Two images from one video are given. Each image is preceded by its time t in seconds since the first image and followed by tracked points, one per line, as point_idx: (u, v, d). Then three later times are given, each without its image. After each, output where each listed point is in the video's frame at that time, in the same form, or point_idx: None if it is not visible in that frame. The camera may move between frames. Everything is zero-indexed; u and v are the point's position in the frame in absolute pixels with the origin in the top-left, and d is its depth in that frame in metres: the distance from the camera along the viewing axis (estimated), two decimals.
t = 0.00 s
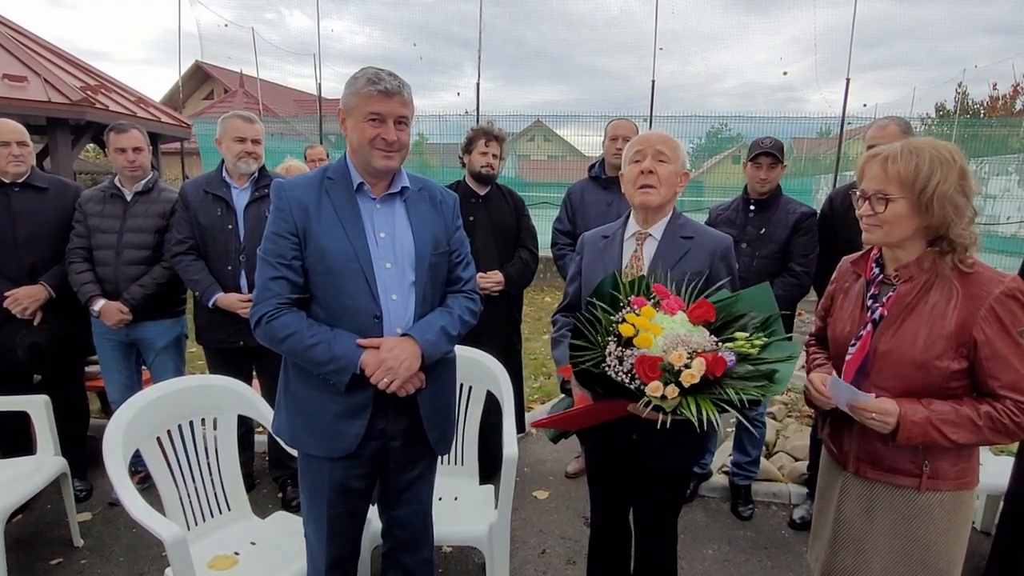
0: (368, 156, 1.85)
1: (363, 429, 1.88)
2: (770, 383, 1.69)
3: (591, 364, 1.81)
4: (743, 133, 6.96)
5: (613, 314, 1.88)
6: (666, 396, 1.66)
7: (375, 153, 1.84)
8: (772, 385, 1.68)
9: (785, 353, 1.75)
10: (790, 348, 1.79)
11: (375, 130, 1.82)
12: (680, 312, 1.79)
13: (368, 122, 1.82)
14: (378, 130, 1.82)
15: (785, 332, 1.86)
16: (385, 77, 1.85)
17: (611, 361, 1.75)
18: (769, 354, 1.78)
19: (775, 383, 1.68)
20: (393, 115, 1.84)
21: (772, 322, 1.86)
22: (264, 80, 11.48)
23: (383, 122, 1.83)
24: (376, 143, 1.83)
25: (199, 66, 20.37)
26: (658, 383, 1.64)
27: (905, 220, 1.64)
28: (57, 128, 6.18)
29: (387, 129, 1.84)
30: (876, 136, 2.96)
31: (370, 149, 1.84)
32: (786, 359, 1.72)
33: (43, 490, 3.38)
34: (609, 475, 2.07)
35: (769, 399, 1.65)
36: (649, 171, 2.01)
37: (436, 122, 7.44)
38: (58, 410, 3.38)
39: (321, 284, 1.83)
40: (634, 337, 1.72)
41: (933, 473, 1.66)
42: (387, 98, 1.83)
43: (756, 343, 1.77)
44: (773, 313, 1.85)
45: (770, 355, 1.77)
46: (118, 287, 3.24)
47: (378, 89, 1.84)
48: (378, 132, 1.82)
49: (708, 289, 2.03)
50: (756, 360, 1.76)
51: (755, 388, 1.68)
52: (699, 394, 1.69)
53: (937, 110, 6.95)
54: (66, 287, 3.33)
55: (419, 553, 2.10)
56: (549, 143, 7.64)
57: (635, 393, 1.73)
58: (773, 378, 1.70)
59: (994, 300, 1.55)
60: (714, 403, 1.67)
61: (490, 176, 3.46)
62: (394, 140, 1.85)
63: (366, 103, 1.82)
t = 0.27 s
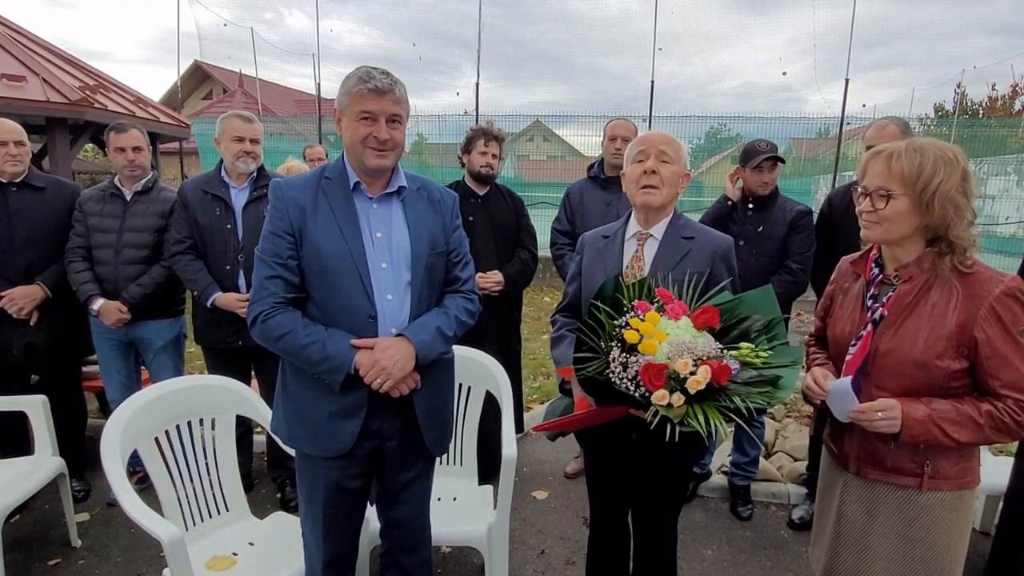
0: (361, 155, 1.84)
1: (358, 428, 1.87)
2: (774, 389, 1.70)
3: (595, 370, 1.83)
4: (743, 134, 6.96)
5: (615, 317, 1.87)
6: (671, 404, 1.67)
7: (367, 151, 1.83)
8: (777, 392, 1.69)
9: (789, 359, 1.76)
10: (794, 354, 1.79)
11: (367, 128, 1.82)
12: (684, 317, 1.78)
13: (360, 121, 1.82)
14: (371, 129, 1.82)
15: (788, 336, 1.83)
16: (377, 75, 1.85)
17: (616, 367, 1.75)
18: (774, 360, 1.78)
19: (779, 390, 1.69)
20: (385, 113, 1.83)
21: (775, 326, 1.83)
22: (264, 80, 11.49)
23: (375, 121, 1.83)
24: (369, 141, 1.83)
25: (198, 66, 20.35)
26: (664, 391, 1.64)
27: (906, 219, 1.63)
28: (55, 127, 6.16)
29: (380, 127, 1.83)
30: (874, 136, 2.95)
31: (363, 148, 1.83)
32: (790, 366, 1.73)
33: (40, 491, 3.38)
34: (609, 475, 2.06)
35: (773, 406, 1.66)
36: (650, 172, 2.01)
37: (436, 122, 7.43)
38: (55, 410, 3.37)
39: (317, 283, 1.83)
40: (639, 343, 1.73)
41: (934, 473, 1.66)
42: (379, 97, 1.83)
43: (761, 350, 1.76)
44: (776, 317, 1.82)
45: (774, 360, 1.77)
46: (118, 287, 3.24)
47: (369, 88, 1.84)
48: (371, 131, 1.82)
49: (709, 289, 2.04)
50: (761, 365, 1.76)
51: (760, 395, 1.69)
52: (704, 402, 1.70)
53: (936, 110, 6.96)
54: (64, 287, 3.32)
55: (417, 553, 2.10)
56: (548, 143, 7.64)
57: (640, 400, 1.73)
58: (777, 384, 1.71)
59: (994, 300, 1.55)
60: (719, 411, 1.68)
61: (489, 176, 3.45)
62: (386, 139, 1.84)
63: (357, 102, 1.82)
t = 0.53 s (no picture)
0: (357, 155, 1.84)
1: (355, 428, 1.87)
2: (778, 390, 1.69)
3: (598, 370, 1.82)
4: (741, 134, 6.96)
5: (618, 318, 1.86)
6: (676, 404, 1.66)
7: (363, 151, 1.83)
8: (781, 392, 1.68)
9: (792, 359, 1.76)
10: (796, 353, 1.78)
11: (363, 128, 1.82)
12: (687, 317, 1.78)
13: (356, 121, 1.82)
14: (366, 129, 1.82)
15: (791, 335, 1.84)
16: (372, 74, 1.84)
17: (619, 367, 1.75)
18: (777, 360, 1.77)
19: (783, 390, 1.69)
20: (381, 112, 1.82)
21: (777, 326, 1.84)
22: (263, 81, 11.49)
23: (370, 120, 1.82)
24: (364, 141, 1.82)
25: (197, 66, 20.33)
26: (669, 391, 1.63)
27: (905, 219, 1.63)
28: (53, 127, 6.15)
29: (375, 127, 1.82)
30: (873, 137, 2.95)
31: (358, 148, 1.83)
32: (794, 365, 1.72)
33: (38, 491, 3.37)
34: (608, 476, 2.06)
35: (778, 406, 1.66)
36: (651, 177, 2.01)
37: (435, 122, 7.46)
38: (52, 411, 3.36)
39: (313, 283, 1.83)
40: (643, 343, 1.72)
41: (933, 472, 1.66)
42: (374, 96, 1.82)
43: (764, 350, 1.76)
44: (778, 317, 1.83)
45: (778, 360, 1.77)
46: (117, 286, 3.23)
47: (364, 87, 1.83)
48: (367, 131, 1.82)
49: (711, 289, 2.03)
50: (765, 365, 1.76)
51: (765, 395, 1.68)
52: (709, 402, 1.69)
53: (935, 111, 6.96)
54: (61, 287, 3.31)
55: (415, 554, 2.10)
56: (547, 143, 7.64)
57: (645, 401, 1.72)
58: (781, 384, 1.70)
59: (993, 299, 1.55)
60: (724, 411, 1.67)
61: (488, 176, 3.44)
62: (382, 138, 1.84)
63: (353, 101, 1.81)
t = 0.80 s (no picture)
0: (354, 155, 1.83)
1: (352, 428, 1.86)
2: (782, 390, 1.69)
3: (602, 373, 1.81)
4: (740, 134, 6.96)
5: (621, 319, 1.85)
6: (681, 406, 1.66)
7: (360, 151, 1.82)
8: (785, 392, 1.67)
9: (796, 360, 1.76)
10: (800, 355, 1.78)
11: (360, 128, 1.81)
12: (690, 318, 1.78)
13: (353, 121, 1.81)
14: (364, 129, 1.81)
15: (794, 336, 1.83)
16: (369, 74, 1.84)
17: (623, 369, 1.75)
18: (781, 361, 1.77)
19: (787, 390, 1.68)
20: (378, 112, 1.82)
21: (781, 327, 1.83)
22: (261, 81, 11.48)
23: (368, 120, 1.82)
24: (362, 141, 1.82)
25: (195, 66, 20.30)
26: (674, 394, 1.64)
27: (904, 219, 1.63)
28: (51, 128, 6.13)
29: (372, 127, 1.82)
30: (870, 137, 2.95)
31: (356, 148, 1.82)
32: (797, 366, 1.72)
33: (35, 492, 3.36)
34: (607, 476, 2.05)
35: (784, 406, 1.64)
36: (654, 181, 2.00)
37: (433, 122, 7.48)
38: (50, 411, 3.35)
39: (311, 282, 1.82)
40: (646, 345, 1.72)
41: (932, 472, 1.66)
42: (371, 96, 1.82)
43: (768, 351, 1.76)
44: (781, 317, 1.82)
45: (782, 361, 1.77)
46: (117, 286, 3.22)
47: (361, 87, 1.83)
48: (364, 131, 1.81)
49: (712, 290, 2.03)
50: (769, 366, 1.75)
51: (769, 396, 1.68)
52: (713, 404, 1.69)
53: (933, 111, 6.97)
54: (58, 287, 3.30)
55: (413, 554, 2.09)
56: (546, 143, 7.64)
57: (649, 402, 1.73)
58: (785, 385, 1.70)
59: (992, 298, 1.55)
60: (729, 413, 1.67)
61: (486, 176, 3.44)
62: (379, 137, 1.83)
63: (350, 101, 1.81)
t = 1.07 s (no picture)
0: (354, 154, 1.83)
1: (352, 428, 1.86)
2: (783, 391, 1.68)
3: (603, 373, 1.80)
4: (739, 134, 6.96)
5: (622, 319, 1.84)
6: (682, 408, 1.66)
7: (359, 150, 1.82)
8: (787, 393, 1.67)
9: (797, 360, 1.75)
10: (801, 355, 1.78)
11: (359, 126, 1.81)
12: (691, 318, 1.78)
13: (353, 120, 1.81)
14: (363, 127, 1.81)
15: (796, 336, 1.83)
16: (367, 72, 1.83)
17: (624, 370, 1.75)
18: (782, 361, 1.77)
19: (789, 391, 1.67)
20: (378, 110, 1.82)
21: (782, 327, 1.84)
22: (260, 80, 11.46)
23: (366, 118, 1.81)
24: (361, 139, 1.81)
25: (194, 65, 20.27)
26: (675, 395, 1.63)
27: (907, 218, 1.63)
28: (49, 127, 6.12)
29: (371, 125, 1.81)
30: (870, 137, 2.94)
31: (355, 146, 1.82)
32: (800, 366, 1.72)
33: (33, 492, 3.35)
34: (608, 476, 2.05)
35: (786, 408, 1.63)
36: (662, 168, 2.00)
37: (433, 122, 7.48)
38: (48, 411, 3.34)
39: (310, 281, 1.82)
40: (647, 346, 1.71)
41: (932, 471, 1.66)
42: (370, 94, 1.81)
43: (770, 351, 1.75)
44: (783, 316, 1.83)
45: (784, 361, 1.76)
46: (118, 285, 3.22)
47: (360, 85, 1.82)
48: (363, 129, 1.81)
49: (714, 289, 2.03)
50: (771, 367, 1.75)
51: (770, 397, 1.67)
52: (715, 405, 1.69)
53: (932, 111, 6.97)
54: (56, 286, 3.29)
55: (412, 554, 2.09)
56: (545, 143, 7.63)
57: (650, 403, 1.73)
58: (786, 386, 1.69)
59: (993, 297, 1.55)
60: (731, 414, 1.66)
61: (486, 175, 3.45)
62: (378, 135, 1.83)
63: (349, 99, 1.80)
